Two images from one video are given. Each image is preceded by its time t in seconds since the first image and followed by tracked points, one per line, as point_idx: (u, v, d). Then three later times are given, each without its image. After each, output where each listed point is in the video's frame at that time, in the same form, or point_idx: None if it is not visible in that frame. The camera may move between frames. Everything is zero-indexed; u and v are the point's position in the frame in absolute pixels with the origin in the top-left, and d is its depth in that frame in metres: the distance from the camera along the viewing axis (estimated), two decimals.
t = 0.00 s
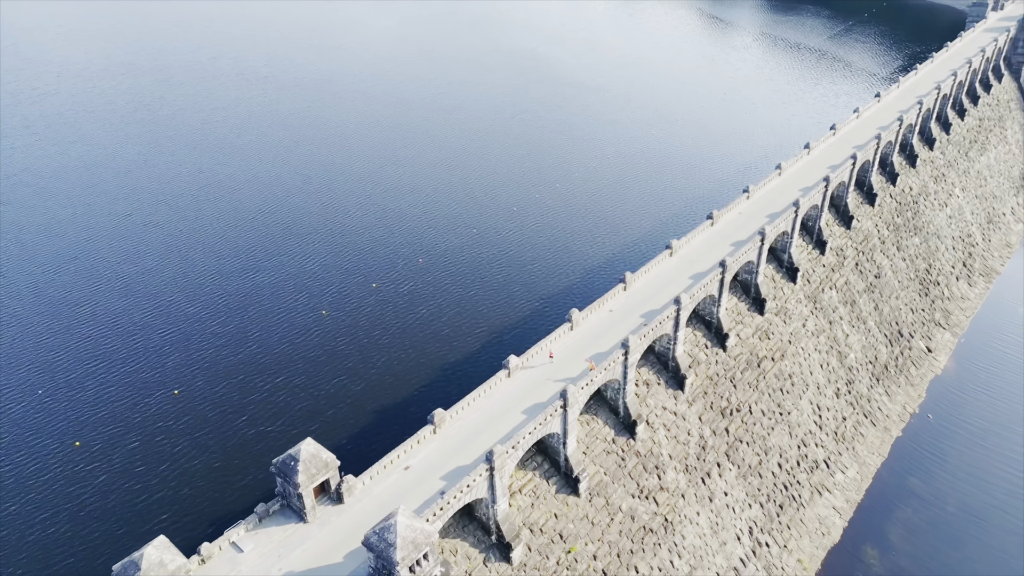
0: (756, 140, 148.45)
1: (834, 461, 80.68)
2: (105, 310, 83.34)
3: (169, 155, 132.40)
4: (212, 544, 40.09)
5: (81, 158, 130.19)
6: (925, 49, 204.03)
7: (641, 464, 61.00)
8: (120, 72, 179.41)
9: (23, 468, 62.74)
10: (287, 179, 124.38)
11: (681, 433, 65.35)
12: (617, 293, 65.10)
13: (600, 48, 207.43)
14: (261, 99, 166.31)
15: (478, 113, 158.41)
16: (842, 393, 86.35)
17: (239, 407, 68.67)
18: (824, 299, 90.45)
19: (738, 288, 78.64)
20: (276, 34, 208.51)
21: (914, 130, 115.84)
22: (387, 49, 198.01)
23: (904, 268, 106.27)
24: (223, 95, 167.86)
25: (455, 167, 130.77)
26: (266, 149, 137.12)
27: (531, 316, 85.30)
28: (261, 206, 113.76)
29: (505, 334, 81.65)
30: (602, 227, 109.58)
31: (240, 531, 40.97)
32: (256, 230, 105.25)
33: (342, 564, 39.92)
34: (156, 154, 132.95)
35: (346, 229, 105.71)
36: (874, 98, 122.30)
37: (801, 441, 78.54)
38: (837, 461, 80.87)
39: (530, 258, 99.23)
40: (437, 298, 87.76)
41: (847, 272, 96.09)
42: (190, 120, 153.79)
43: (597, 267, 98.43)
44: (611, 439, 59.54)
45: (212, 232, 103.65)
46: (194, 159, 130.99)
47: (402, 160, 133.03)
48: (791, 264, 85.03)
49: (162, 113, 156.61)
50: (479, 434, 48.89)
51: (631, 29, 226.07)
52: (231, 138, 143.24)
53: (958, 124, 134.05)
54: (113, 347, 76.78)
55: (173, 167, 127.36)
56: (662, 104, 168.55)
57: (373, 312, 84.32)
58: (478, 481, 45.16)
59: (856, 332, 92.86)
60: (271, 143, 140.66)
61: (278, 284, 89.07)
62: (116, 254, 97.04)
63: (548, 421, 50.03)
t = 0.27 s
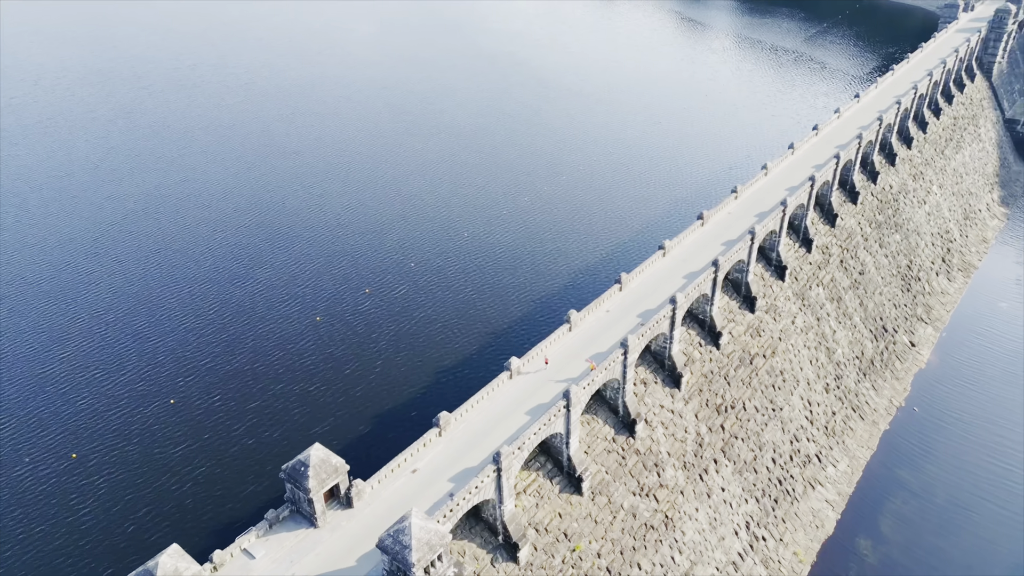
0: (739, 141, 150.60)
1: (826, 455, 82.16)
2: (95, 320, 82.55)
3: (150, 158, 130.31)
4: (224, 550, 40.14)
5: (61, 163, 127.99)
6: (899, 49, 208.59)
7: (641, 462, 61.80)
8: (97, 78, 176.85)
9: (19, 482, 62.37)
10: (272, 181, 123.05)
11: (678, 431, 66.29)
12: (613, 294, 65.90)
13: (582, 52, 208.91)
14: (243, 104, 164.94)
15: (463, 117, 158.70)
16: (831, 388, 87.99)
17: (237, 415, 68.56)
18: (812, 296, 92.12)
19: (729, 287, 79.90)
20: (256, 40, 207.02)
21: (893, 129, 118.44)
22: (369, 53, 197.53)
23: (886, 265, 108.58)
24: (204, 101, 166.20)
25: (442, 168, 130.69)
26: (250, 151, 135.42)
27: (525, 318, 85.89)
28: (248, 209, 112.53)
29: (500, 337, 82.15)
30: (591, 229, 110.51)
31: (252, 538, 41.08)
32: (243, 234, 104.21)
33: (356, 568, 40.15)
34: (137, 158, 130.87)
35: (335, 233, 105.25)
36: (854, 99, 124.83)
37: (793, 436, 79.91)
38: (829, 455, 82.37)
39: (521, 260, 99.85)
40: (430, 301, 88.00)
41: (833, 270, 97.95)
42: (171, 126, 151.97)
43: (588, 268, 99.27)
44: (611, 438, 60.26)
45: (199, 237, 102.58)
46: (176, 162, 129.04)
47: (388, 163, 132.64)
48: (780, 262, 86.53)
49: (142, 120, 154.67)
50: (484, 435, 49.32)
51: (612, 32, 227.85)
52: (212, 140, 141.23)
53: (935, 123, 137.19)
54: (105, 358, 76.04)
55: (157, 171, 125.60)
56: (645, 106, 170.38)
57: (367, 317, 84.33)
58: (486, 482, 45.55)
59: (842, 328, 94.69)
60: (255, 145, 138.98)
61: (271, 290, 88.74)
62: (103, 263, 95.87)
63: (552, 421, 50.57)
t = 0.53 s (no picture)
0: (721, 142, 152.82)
1: (817, 449, 83.66)
2: (85, 329, 82.06)
3: (133, 166, 129.09)
4: (235, 558, 40.31)
5: (41, 171, 126.08)
6: (874, 50, 212.72)
7: (641, 461, 62.59)
8: (76, 87, 174.64)
9: (18, 497, 62.76)
10: (259, 185, 122.30)
11: (675, 429, 67.21)
12: (609, 294, 66.67)
13: (564, 55, 210.45)
14: (226, 110, 163.90)
15: (448, 121, 159.20)
16: (820, 384, 89.63)
17: (234, 426, 69.03)
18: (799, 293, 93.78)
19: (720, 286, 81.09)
20: (237, 45, 205.67)
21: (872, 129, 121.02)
22: (352, 58, 197.24)
23: (869, 262, 110.84)
24: (186, 108, 164.87)
25: (430, 170, 130.78)
26: (235, 155, 134.41)
27: (518, 320, 86.64)
28: (235, 213, 111.69)
29: (494, 339, 82.72)
30: (580, 230, 111.61)
31: (263, 544, 41.20)
32: (232, 239, 103.54)
33: (368, 571, 40.47)
34: (120, 165, 129.49)
35: (325, 235, 104.88)
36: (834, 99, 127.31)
37: (785, 431, 81.29)
38: (820, 450, 83.86)
39: (512, 262, 100.49)
40: (424, 305, 88.30)
41: (818, 267, 99.80)
42: (153, 134, 150.64)
43: (579, 269, 100.27)
44: (611, 437, 61.01)
45: (187, 244, 101.92)
46: (160, 168, 127.84)
47: (376, 165, 132.29)
48: (768, 261, 88.03)
49: (124, 128, 153.08)
50: (489, 437, 49.77)
51: (593, 35, 229.73)
52: (195, 143, 139.85)
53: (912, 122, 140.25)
54: (96, 371, 75.57)
55: (140, 177, 124.17)
56: (627, 108, 172.04)
57: (361, 322, 84.40)
58: (494, 482, 45.98)
59: (829, 324, 96.54)
60: (239, 149, 138.03)
61: (263, 295, 88.49)
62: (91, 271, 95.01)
63: (556, 421, 51.17)
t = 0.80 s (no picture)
0: (704, 144, 154.80)
1: (809, 445, 85.09)
2: (76, 339, 81.35)
3: (116, 174, 127.60)
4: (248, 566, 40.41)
5: (22, 182, 124.13)
6: (849, 52, 216.86)
7: (640, 459, 63.38)
8: (53, 96, 172.15)
9: (15, 511, 62.41)
10: (246, 193, 121.67)
11: (673, 427, 68.13)
12: (606, 295, 67.47)
13: (546, 59, 211.89)
14: (208, 118, 162.63)
15: (434, 126, 159.47)
16: (809, 380, 91.22)
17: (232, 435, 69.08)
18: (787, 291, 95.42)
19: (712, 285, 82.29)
20: (217, 52, 204.18)
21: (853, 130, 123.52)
22: (335, 64, 196.69)
23: (853, 260, 113.04)
24: (168, 115, 163.27)
25: (418, 175, 130.98)
26: (220, 163, 133.57)
27: (512, 323, 87.22)
28: (223, 220, 110.99)
29: (489, 343, 83.20)
30: (569, 233, 112.53)
31: (274, 551, 41.30)
32: (221, 246, 102.93)
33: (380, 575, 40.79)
34: (102, 174, 127.93)
35: (315, 242, 104.63)
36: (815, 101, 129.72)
37: (778, 427, 82.63)
38: (811, 445, 85.30)
39: (503, 266, 101.05)
40: (417, 310, 88.51)
41: (805, 266, 101.63)
42: (135, 142, 148.99)
43: (569, 271, 101.13)
44: (611, 437, 61.74)
45: (175, 252, 101.11)
46: (144, 177, 126.66)
47: (362, 171, 132.23)
48: (757, 260, 89.50)
49: (105, 137, 151.24)
50: (494, 439, 50.26)
51: (574, 39, 231.39)
52: (179, 151, 138.54)
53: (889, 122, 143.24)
54: (89, 384, 74.94)
55: (124, 186, 122.81)
56: (610, 111, 173.56)
57: (355, 328, 84.47)
58: (501, 483, 46.46)
59: (816, 322, 98.32)
60: (224, 156, 137.06)
61: (255, 302, 88.26)
62: (78, 281, 93.93)
63: (559, 421, 51.77)
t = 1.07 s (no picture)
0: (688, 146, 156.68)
1: (801, 440, 86.49)
2: (67, 350, 80.65)
3: (100, 183, 126.19)
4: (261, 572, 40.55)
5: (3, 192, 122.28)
6: (826, 54, 220.70)
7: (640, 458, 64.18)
8: (31, 105, 169.58)
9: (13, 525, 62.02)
10: (233, 200, 120.89)
11: (670, 425, 69.05)
12: (602, 297, 68.22)
13: (529, 63, 213.04)
14: (192, 125, 161.23)
15: (419, 131, 159.57)
16: (799, 377, 92.76)
17: (230, 444, 69.06)
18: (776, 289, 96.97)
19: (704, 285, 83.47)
20: (198, 59, 202.51)
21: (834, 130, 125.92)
22: (318, 70, 196.02)
23: (837, 258, 115.17)
24: (150, 123, 161.56)
25: (406, 180, 131.11)
26: (206, 170, 132.58)
27: (507, 326, 87.74)
28: (212, 227, 110.22)
29: (484, 346, 83.68)
30: (559, 235, 113.30)
31: (286, 556, 41.46)
32: (211, 254, 102.32)
33: None
34: (85, 183, 126.38)
35: (305, 249, 104.33)
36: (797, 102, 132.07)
37: (770, 424, 83.96)
38: (803, 440, 86.70)
39: (495, 269, 101.57)
40: (411, 314, 88.70)
41: (792, 265, 103.35)
42: (117, 150, 147.32)
43: (561, 273, 101.88)
44: (611, 436, 62.50)
45: (164, 261, 100.29)
46: (129, 186, 125.34)
47: (350, 176, 132.04)
48: (746, 259, 90.93)
49: (86, 146, 149.33)
50: (499, 440, 50.73)
51: (556, 43, 232.79)
52: (163, 159, 137.30)
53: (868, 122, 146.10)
54: (84, 397, 74.27)
55: (109, 195, 121.51)
56: (595, 114, 175.01)
57: (350, 334, 84.47)
58: (508, 484, 46.89)
59: (804, 319, 100.05)
60: (210, 163, 136.11)
61: (248, 309, 87.93)
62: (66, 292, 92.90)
63: (563, 421, 52.33)
